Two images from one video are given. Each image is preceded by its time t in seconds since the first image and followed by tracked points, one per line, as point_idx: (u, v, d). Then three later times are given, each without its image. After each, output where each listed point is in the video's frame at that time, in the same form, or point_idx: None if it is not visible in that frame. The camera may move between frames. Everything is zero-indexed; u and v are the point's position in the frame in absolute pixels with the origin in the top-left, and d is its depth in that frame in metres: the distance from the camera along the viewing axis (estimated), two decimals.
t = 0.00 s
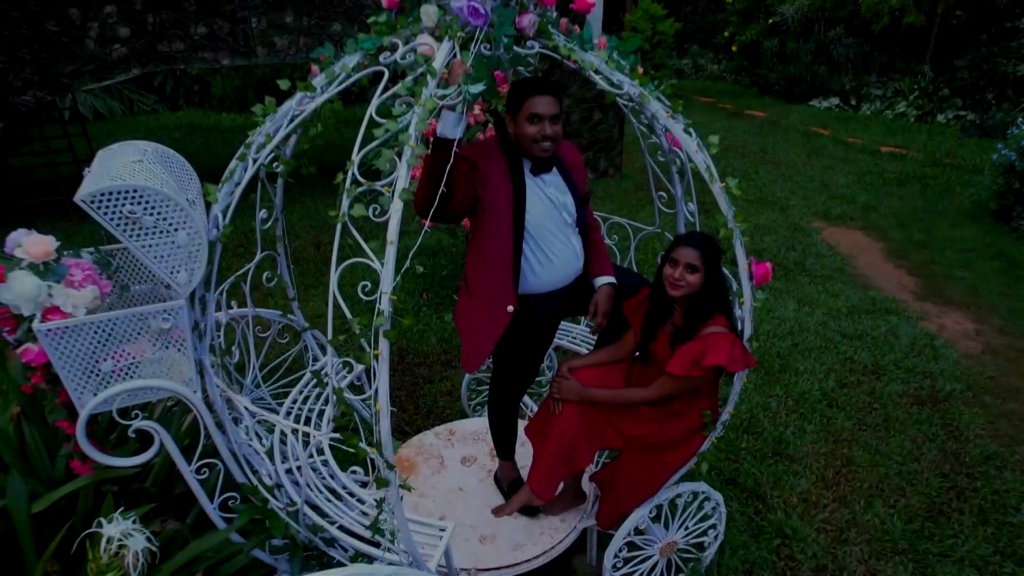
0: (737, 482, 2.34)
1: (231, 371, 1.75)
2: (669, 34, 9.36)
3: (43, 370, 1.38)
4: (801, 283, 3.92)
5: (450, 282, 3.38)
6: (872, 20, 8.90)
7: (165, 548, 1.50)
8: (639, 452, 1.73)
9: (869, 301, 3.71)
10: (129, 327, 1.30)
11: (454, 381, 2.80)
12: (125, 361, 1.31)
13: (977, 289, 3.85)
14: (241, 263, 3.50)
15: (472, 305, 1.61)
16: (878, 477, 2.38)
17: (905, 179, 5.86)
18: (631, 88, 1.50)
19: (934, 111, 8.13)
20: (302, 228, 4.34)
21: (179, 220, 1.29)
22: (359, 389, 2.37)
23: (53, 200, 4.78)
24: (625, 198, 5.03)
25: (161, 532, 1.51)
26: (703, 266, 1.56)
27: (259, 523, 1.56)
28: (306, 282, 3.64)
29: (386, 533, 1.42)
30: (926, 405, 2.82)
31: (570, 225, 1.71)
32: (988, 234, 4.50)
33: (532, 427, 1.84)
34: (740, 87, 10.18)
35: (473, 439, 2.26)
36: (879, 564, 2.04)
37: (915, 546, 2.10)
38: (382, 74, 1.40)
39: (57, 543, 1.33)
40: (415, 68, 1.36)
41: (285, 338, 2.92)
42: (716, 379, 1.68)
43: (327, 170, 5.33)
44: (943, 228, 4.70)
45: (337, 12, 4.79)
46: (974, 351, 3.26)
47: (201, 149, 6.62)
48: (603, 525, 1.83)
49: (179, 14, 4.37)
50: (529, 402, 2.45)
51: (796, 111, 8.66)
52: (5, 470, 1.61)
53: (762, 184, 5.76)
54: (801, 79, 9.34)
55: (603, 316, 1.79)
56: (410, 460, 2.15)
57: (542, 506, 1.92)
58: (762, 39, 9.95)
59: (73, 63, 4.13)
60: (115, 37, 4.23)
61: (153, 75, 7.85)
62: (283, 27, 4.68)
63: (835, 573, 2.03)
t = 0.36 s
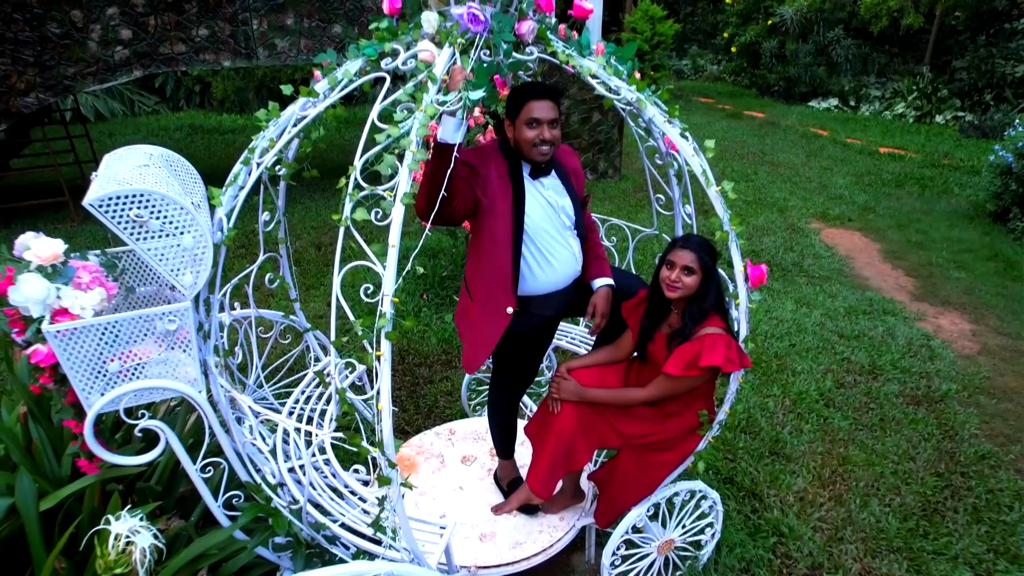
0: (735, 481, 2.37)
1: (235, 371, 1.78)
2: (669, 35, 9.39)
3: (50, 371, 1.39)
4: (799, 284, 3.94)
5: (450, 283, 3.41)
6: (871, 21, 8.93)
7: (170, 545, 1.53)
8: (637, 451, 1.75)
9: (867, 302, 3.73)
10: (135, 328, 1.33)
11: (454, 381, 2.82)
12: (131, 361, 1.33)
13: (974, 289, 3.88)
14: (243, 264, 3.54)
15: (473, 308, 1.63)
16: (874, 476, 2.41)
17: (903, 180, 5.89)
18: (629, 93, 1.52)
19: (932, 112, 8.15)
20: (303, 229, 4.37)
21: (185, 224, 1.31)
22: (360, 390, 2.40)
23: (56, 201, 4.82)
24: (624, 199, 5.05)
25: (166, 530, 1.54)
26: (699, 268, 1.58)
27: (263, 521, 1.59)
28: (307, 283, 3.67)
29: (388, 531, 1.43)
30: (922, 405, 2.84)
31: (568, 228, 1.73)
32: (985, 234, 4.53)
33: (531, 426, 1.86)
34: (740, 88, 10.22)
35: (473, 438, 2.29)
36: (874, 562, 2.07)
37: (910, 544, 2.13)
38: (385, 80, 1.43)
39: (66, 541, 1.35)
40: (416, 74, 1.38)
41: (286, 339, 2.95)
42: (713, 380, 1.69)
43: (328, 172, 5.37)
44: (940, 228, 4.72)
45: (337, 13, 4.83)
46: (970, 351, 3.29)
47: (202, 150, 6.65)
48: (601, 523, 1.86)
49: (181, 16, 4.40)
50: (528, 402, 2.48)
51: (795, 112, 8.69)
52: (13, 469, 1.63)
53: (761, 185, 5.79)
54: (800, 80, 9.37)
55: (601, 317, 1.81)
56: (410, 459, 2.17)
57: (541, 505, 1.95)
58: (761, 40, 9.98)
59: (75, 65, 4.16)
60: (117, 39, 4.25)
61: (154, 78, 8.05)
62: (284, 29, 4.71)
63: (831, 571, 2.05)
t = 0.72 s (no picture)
0: (731, 480, 2.40)
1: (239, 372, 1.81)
2: (668, 37, 9.43)
3: (60, 371, 1.43)
4: (796, 284, 3.97)
5: (450, 284, 3.44)
6: (869, 22, 8.97)
7: (176, 542, 1.56)
8: (634, 450, 1.78)
9: (863, 302, 3.77)
10: (143, 329, 1.36)
11: (455, 381, 2.86)
12: (139, 362, 1.36)
13: (970, 290, 3.91)
14: (246, 266, 3.57)
15: (473, 309, 1.67)
16: (869, 475, 2.44)
17: (901, 181, 5.92)
18: (625, 99, 1.55)
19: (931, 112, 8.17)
20: (305, 230, 4.40)
21: (192, 227, 1.34)
22: (361, 389, 2.43)
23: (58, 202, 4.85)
24: (623, 200, 5.08)
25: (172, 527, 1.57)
26: (694, 271, 1.61)
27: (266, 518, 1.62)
28: (308, 283, 3.70)
29: (389, 527, 1.46)
30: (918, 405, 2.88)
31: (566, 231, 1.77)
32: (981, 235, 4.56)
33: (530, 426, 1.89)
34: (739, 89, 10.26)
35: (473, 438, 2.32)
36: (868, 560, 2.10)
37: (903, 541, 2.16)
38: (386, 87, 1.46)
39: (76, 537, 1.38)
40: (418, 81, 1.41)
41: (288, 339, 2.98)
42: (709, 380, 1.72)
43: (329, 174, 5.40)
44: (937, 229, 4.76)
45: (339, 16, 4.85)
46: (965, 351, 3.32)
47: (203, 151, 6.68)
48: (599, 521, 1.89)
49: (183, 19, 4.43)
50: (528, 401, 2.51)
51: (794, 113, 8.72)
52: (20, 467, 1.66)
53: (760, 186, 5.82)
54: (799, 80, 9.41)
55: (599, 318, 1.84)
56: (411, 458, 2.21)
57: (539, 503, 1.98)
58: (760, 41, 10.02)
59: (78, 68, 4.20)
60: (120, 42, 4.29)
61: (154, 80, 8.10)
62: (285, 32, 4.73)
63: (825, 568, 2.08)
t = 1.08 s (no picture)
0: (727, 478, 2.44)
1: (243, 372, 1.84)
2: (668, 38, 9.46)
3: (70, 370, 1.46)
4: (793, 285, 4.01)
5: (451, 284, 3.48)
6: (868, 23, 9.00)
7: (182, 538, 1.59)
8: (631, 448, 1.81)
9: (860, 303, 3.80)
10: (151, 330, 1.39)
11: (455, 381, 2.89)
12: (147, 362, 1.40)
13: (966, 290, 3.94)
14: (248, 267, 3.60)
15: (474, 310, 1.70)
16: (863, 473, 2.48)
17: (898, 182, 5.95)
18: (622, 105, 1.59)
19: (929, 113, 8.19)
20: (307, 231, 4.44)
21: (199, 231, 1.38)
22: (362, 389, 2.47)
23: (61, 203, 4.89)
24: (622, 201, 5.12)
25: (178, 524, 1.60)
26: (689, 273, 1.64)
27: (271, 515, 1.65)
28: (310, 284, 3.74)
29: (391, 523, 1.48)
30: (912, 405, 2.91)
31: (565, 233, 1.80)
32: (978, 236, 4.59)
33: (529, 425, 1.93)
34: (738, 90, 10.30)
35: (473, 436, 2.36)
36: (862, 556, 2.13)
37: (896, 538, 2.20)
38: (389, 93, 1.49)
39: (86, 533, 1.42)
40: (419, 88, 1.45)
41: (290, 340, 3.02)
42: (704, 379, 1.76)
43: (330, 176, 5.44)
44: (934, 230, 4.79)
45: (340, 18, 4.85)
46: (960, 351, 3.35)
47: (204, 153, 6.71)
48: (597, 518, 1.92)
49: (185, 21, 4.46)
50: (527, 401, 2.55)
51: (793, 114, 8.75)
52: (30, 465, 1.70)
53: (758, 187, 5.86)
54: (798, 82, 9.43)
55: (597, 319, 1.88)
56: (412, 457, 2.24)
57: (538, 501, 2.01)
58: (759, 42, 10.07)
59: (81, 70, 4.23)
60: (123, 44, 4.32)
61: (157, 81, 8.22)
62: (287, 34, 4.76)
63: (819, 565, 2.12)
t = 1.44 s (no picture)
0: (724, 476, 2.48)
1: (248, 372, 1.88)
2: (667, 39, 9.50)
3: (82, 370, 1.50)
4: (790, 286, 4.05)
5: (451, 285, 3.52)
6: (866, 25, 9.04)
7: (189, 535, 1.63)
8: (628, 446, 1.85)
9: (856, 303, 3.84)
10: (160, 331, 1.43)
11: (455, 380, 2.93)
12: (156, 362, 1.43)
13: (961, 291, 3.98)
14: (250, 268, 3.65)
15: (474, 312, 1.74)
16: (858, 472, 2.52)
17: (895, 183, 5.99)
18: (619, 112, 1.63)
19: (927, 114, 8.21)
20: (308, 232, 4.48)
21: (207, 234, 1.42)
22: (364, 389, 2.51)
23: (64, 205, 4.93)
24: (621, 202, 5.16)
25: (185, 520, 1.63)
26: (684, 275, 1.68)
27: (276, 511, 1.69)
28: (312, 285, 3.78)
29: (394, 519, 1.52)
30: (906, 404, 2.95)
31: (563, 236, 1.84)
32: (973, 236, 4.63)
33: (528, 423, 1.97)
34: (737, 91, 10.34)
35: (473, 435, 2.40)
36: (855, 552, 2.17)
37: (889, 535, 2.24)
38: (392, 100, 1.53)
39: (98, 529, 1.46)
40: (421, 95, 1.48)
41: (293, 340, 3.06)
42: (699, 379, 1.80)
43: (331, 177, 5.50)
44: (930, 231, 4.82)
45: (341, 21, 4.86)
46: (955, 351, 3.39)
47: (205, 154, 6.75)
48: (595, 515, 1.96)
49: (187, 24, 4.48)
50: (526, 401, 2.59)
51: (791, 115, 8.79)
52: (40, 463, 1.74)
53: (756, 189, 5.90)
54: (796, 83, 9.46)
55: (595, 320, 1.92)
56: (413, 455, 2.28)
57: (537, 498, 2.05)
58: (757, 44, 10.13)
59: (85, 72, 4.27)
60: (126, 47, 4.36)
61: (159, 83, 8.28)
62: (288, 36, 4.79)
63: (813, 561, 2.15)
